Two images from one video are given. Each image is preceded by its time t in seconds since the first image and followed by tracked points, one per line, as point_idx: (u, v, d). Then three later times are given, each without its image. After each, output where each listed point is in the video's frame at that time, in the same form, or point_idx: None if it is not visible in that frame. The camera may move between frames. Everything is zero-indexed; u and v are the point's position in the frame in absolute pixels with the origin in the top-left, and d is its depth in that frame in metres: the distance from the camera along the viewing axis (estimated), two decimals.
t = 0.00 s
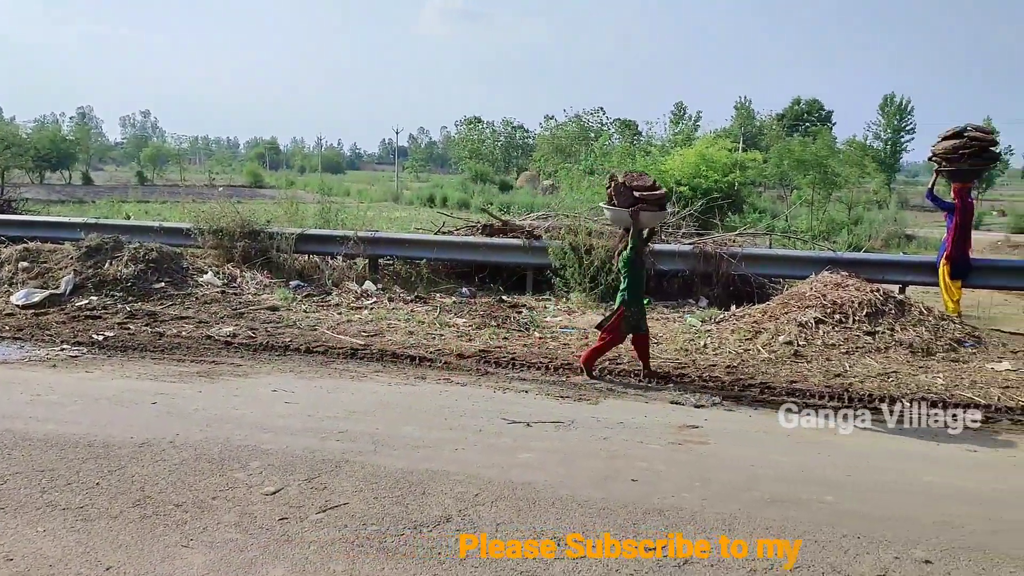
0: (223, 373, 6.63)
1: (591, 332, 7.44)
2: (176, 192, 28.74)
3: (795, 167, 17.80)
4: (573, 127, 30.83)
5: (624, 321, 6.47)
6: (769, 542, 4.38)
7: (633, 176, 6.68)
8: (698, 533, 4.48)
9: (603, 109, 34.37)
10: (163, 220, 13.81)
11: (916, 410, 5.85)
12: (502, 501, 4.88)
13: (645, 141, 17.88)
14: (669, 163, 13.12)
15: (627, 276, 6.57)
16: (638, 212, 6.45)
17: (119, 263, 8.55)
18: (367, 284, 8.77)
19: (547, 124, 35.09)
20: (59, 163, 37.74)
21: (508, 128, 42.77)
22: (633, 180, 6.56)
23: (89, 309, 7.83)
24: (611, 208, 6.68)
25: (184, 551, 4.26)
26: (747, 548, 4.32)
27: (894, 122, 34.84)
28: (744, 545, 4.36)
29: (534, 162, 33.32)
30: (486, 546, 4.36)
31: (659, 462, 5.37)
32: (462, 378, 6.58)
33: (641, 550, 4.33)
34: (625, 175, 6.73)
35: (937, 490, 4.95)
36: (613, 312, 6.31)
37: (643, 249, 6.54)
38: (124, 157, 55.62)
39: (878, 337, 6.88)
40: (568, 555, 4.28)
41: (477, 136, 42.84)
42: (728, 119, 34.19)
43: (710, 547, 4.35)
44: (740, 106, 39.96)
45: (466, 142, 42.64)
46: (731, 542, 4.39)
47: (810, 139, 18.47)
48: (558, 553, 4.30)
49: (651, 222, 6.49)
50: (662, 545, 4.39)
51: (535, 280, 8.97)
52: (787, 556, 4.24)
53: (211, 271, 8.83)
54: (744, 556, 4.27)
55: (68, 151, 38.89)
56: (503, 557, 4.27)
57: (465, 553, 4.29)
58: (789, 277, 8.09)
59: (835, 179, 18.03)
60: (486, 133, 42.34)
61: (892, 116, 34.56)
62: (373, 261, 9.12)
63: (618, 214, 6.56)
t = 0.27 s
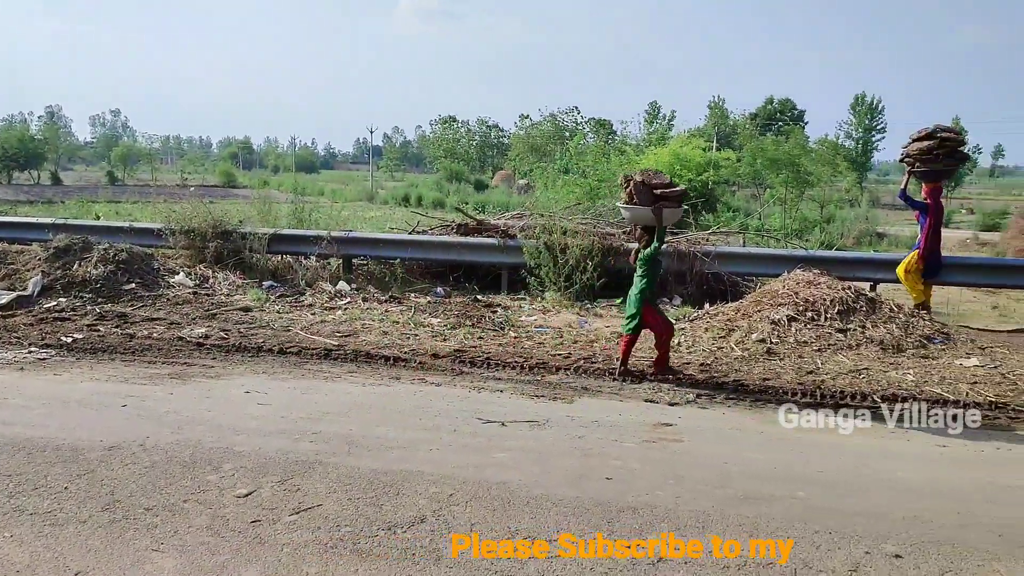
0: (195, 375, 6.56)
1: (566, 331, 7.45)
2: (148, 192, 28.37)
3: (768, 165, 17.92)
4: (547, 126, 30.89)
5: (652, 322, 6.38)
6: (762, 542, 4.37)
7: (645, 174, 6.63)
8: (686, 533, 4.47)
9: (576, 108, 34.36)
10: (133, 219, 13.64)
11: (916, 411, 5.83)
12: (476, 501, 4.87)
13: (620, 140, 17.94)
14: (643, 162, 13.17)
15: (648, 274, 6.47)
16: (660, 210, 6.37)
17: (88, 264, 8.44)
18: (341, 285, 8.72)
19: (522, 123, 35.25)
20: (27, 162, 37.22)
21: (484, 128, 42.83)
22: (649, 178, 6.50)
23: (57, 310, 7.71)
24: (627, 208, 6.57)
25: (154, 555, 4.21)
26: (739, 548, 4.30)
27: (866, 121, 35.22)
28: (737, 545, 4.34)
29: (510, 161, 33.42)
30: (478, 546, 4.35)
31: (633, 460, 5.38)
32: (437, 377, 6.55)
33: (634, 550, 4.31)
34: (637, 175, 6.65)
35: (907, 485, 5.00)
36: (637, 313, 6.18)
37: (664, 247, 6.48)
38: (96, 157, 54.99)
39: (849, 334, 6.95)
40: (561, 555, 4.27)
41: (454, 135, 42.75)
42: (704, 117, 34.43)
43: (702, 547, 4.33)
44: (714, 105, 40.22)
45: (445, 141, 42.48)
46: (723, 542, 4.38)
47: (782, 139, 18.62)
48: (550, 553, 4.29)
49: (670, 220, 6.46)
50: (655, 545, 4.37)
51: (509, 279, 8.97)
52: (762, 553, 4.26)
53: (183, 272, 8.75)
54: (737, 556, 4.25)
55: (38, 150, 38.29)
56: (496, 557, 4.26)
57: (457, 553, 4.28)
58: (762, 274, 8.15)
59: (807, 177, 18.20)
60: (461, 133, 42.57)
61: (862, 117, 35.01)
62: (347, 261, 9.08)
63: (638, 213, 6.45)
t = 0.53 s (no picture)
0: (167, 377, 6.49)
1: (541, 331, 7.45)
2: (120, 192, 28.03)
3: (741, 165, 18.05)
4: (523, 126, 30.93)
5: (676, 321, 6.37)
6: (754, 542, 4.35)
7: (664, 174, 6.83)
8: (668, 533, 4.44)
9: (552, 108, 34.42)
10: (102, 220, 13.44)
11: (915, 411, 5.83)
12: (452, 502, 4.86)
13: (595, 139, 17.98)
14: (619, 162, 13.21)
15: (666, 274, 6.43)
16: (685, 209, 6.60)
17: (57, 266, 8.33)
18: (315, 285, 8.66)
19: (498, 122, 35.31)
20: None
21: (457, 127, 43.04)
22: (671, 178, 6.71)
23: (26, 313, 7.60)
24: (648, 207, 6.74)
25: (124, 560, 4.15)
26: (731, 548, 4.29)
27: (839, 122, 35.58)
28: (729, 545, 4.33)
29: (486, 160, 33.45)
30: (470, 547, 4.34)
31: (608, 459, 5.39)
32: (412, 378, 6.53)
33: (626, 550, 4.30)
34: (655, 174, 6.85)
35: (877, 480, 5.06)
36: (665, 315, 6.15)
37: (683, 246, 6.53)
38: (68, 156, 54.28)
39: (822, 331, 7.02)
40: (553, 555, 4.26)
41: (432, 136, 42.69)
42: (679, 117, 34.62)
43: (694, 547, 4.32)
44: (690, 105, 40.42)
45: (423, 139, 42.33)
46: (716, 542, 4.36)
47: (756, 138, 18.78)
48: (542, 553, 4.28)
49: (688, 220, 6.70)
50: (648, 545, 4.36)
51: (485, 279, 8.96)
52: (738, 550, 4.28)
53: (154, 273, 8.66)
54: (728, 556, 4.24)
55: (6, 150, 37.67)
56: (488, 557, 4.25)
57: (449, 553, 4.27)
58: (736, 273, 8.19)
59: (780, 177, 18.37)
60: (437, 132, 42.63)
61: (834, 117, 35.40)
62: (321, 261, 9.04)
63: (663, 212, 6.65)
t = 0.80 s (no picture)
0: (139, 380, 6.42)
1: (517, 331, 7.46)
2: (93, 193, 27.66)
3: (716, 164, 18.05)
4: (500, 126, 30.91)
5: (683, 320, 6.38)
6: (746, 542, 4.34)
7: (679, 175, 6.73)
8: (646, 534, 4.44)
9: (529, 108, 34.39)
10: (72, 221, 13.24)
11: (915, 412, 5.84)
12: (428, 502, 4.85)
13: (572, 138, 18.01)
14: (595, 161, 13.25)
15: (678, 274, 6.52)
16: (705, 210, 6.53)
17: (26, 268, 8.21)
18: (290, 286, 8.62)
19: (474, 122, 35.35)
20: None
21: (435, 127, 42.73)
22: (689, 180, 6.64)
23: None
24: (667, 206, 6.56)
25: (96, 565, 4.11)
26: (724, 548, 4.28)
27: (812, 122, 35.80)
28: (721, 545, 4.32)
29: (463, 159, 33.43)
30: (463, 547, 4.35)
31: (584, 458, 5.40)
32: (388, 379, 6.51)
33: (619, 550, 4.30)
34: (672, 175, 6.72)
35: (849, 476, 5.11)
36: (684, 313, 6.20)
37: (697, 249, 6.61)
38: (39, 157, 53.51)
39: (795, 329, 7.08)
40: (546, 555, 4.26)
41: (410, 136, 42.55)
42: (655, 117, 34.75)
43: (687, 547, 4.31)
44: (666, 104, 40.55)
45: (399, 139, 42.23)
46: (709, 542, 4.35)
47: (730, 138, 18.90)
48: (535, 553, 4.28)
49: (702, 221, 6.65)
50: (640, 545, 4.35)
51: (461, 279, 8.95)
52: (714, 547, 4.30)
53: (126, 275, 8.56)
54: (721, 556, 4.22)
55: None
56: (481, 557, 4.25)
57: (443, 553, 4.27)
58: (709, 272, 8.25)
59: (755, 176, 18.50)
60: (413, 132, 42.59)
61: (808, 117, 35.77)
62: (296, 262, 8.98)
63: (684, 212, 6.51)
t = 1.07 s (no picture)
0: (112, 383, 6.34)
1: (495, 330, 7.46)
2: (65, 193, 27.29)
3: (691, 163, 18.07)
4: (477, 125, 30.89)
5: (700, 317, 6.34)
6: (738, 542, 4.33)
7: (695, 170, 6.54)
8: (626, 533, 4.43)
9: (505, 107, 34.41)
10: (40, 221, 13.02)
11: (915, 412, 5.83)
12: (405, 503, 4.84)
13: (547, 138, 18.05)
14: (571, 160, 13.31)
15: (690, 271, 6.42)
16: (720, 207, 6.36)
17: None
18: (266, 287, 8.57)
19: (451, 122, 35.35)
20: None
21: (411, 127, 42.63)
22: (705, 175, 6.46)
23: None
24: (684, 201, 6.38)
25: (68, 570, 4.05)
26: (716, 547, 4.27)
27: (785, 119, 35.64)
28: (714, 545, 4.30)
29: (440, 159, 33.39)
30: (455, 546, 4.34)
31: (561, 457, 5.41)
32: (365, 379, 6.48)
33: (610, 550, 4.29)
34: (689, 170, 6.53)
35: (823, 472, 5.16)
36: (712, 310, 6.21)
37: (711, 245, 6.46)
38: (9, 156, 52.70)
39: (770, 327, 7.13)
40: (538, 555, 4.25)
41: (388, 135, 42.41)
42: (632, 117, 34.85)
43: (679, 547, 4.30)
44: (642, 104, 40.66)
45: (372, 140, 42.08)
46: (701, 542, 4.34)
47: (705, 138, 19.02)
48: (527, 552, 4.28)
49: (717, 218, 6.48)
50: (632, 545, 4.34)
51: (438, 279, 8.93)
52: (692, 544, 4.32)
53: (99, 276, 8.46)
54: (714, 555, 4.21)
55: None
56: (473, 557, 4.24)
57: (434, 553, 4.27)
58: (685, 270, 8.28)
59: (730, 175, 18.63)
60: (390, 131, 42.50)
61: (783, 115, 36.10)
62: (272, 262, 8.92)
63: (701, 208, 6.33)
